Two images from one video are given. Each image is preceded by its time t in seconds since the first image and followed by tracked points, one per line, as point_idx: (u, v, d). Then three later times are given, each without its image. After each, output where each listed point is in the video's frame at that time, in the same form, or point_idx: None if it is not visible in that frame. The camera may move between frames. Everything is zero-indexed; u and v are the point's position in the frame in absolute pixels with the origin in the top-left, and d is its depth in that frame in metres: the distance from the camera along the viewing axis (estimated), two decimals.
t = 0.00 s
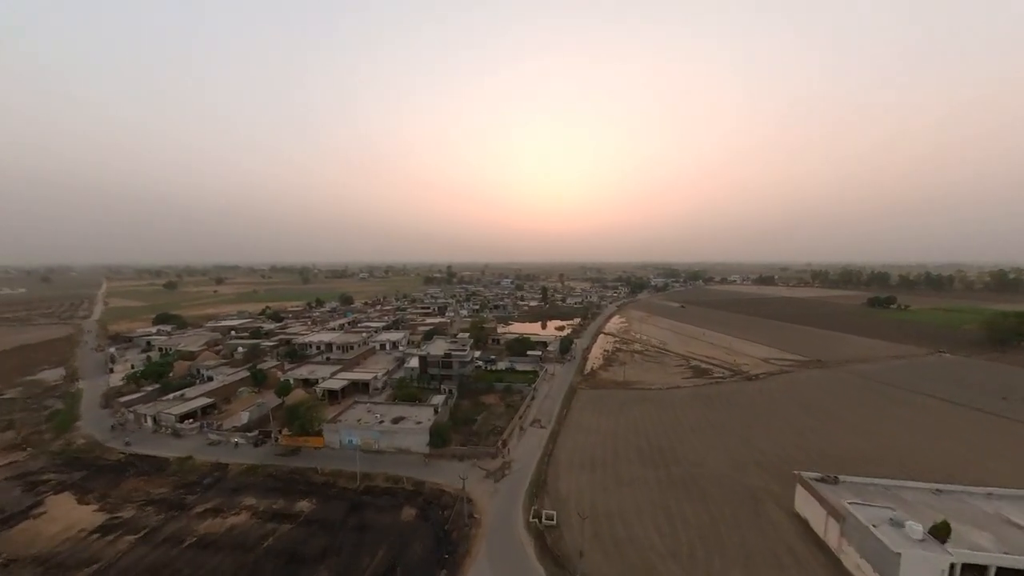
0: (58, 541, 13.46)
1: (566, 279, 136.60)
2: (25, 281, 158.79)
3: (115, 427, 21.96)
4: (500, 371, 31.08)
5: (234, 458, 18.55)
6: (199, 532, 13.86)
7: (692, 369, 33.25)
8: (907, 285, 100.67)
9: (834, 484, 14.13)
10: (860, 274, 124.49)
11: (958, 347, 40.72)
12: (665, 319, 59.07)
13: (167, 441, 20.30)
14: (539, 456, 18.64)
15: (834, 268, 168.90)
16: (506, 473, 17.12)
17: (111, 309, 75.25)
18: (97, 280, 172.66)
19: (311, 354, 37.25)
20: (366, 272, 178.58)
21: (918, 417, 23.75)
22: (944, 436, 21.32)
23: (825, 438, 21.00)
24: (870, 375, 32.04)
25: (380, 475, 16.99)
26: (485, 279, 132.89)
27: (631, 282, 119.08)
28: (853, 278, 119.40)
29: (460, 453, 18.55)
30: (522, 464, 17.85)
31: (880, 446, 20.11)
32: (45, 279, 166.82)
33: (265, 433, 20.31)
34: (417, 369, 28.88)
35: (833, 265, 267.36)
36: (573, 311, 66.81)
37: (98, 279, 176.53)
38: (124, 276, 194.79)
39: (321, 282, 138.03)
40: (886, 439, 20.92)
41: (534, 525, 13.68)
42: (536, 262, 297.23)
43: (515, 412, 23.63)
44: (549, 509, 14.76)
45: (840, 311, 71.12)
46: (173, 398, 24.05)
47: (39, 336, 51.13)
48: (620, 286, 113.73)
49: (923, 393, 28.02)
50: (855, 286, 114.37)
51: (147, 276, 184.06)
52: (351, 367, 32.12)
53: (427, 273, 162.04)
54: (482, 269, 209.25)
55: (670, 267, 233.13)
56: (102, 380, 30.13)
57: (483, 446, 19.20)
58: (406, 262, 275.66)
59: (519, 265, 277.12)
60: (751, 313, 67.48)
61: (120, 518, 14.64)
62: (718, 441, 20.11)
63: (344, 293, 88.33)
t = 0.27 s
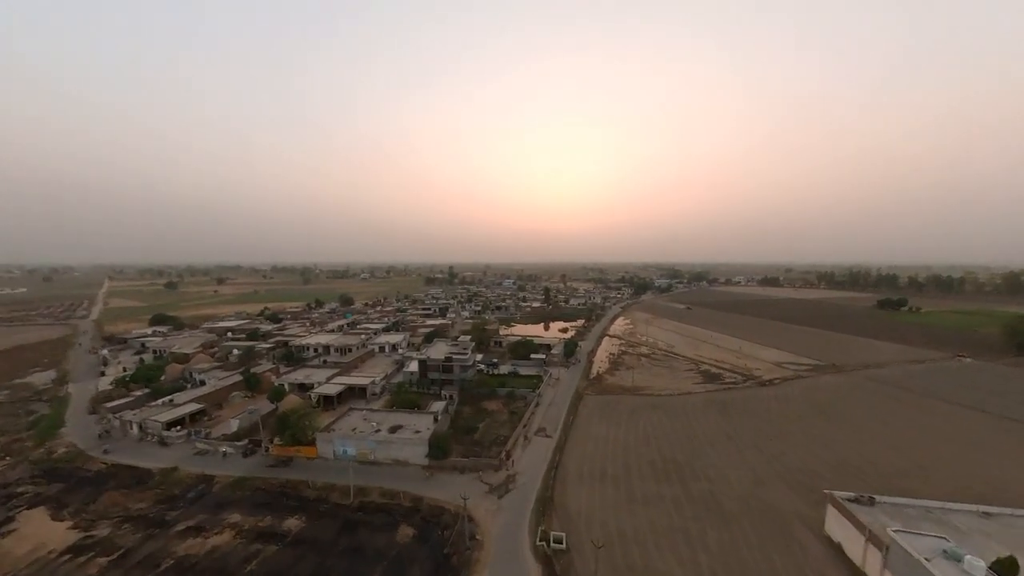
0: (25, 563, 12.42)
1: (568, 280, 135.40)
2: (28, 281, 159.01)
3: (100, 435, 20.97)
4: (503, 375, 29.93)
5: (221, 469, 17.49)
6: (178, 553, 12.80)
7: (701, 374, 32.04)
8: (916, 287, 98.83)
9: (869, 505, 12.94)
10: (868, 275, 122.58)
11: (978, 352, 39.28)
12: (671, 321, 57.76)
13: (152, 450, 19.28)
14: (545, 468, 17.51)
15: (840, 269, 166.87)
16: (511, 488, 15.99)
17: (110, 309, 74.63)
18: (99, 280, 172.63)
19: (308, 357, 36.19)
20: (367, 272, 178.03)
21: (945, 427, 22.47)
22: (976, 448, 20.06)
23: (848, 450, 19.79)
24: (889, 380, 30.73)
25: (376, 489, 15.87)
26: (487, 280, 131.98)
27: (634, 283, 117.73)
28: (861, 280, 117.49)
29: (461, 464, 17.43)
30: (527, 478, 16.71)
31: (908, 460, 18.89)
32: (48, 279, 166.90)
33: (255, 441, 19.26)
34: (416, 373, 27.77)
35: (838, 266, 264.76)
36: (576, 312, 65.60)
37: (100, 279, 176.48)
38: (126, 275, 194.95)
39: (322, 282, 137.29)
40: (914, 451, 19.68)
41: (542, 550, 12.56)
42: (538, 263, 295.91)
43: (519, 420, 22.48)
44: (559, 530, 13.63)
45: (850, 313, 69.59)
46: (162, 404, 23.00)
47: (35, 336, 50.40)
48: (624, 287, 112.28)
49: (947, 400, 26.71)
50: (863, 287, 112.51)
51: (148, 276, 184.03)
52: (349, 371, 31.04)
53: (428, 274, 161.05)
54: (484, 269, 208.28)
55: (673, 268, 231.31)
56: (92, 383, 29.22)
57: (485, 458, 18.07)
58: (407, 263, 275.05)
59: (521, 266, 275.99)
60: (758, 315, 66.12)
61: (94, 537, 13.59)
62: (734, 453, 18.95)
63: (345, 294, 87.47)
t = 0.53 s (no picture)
0: None
1: (570, 279, 134.06)
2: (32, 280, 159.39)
3: (86, 442, 20.09)
4: (506, 379, 28.82)
5: (208, 481, 16.51)
6: None
7: (712, 378, 30.78)
8: (927, 287, 96.71)
9: (913, 529, 11.65)
10: (877, 275, 120.41)
11: (1000, 355, 37.74)
12: (677, 322, 56.37)
13: (138, 458, 18.37)
14: (552, 481, 16.37)
15: (847, 269, 164.39)
16: (516, 503, 14.90)
17: (110, 308, 74.16)
18: (102, 279, 172.86)
19: (306, 359, 35.23)
20: (369, 272, 177.39)
21: (976, 437, 21.15)
22: (1012, 460, 18.75)
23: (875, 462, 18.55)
24: (910, 386, 29.37)
25: (370, 505, 14.81)
26: (489, 279, 130.93)
27: (638, 283, 116.21)
28: (870, 280, 115.27)
29: (462, 477, 16.36)
30: (533, 492, 15.61)
31: (941, 474, 17.62)
32: (52, 278, 167.37)
33: (246, 450, 18.28)
34: (416, 377, 26.69)
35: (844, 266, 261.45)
36: (580, 313, 64.33)
37: (103, 279, 176.84)
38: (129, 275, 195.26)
39: (323, 282, 136.73)
40: (947, 464, 18.40)
41: None
42: (541, 263, 294.57)
43: (523, 427, 21.38)
44: (568, 553, 12.46)
45: (861, 315, 67.93)
46: (152, 409, 22.09)
47: (32, 336, 49.82)
48: (627, 287, 110.74)
49: (974, 407, 25.36)
50: (872, 288, 110.27)
51: (151, 275, 184.38)
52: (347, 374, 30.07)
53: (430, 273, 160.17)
54: (486, 269, 207.18)
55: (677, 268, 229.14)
56: (84, 386, 28.42)
57: (488, 470, 16.99)
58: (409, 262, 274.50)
59: (523, 265, 274.68)
60: (766, 316, 64.66)
61: (68, 557, 12.67)
62: (753, 466, 17.76)
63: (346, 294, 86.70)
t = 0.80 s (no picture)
0: None
1: (573, 279, 132.87)
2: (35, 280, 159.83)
3: (69, 450, 19.16)
4: (509, 384, 27.70)
5: (193, 495, 15.49)
6: None
7: (724, 383, 29.53)
8: (938, 287, 94.91)
9: (966, 559, 10.44)
10: (885, 276, 118.55)
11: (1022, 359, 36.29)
12: (684, 324, 55.10)
13: (121, 469, 17.39)
14: (560, 497, 15.22)
15: (853, 270, 162.27)
16: (521, 523, 13.79)
17: (109, 309, 73.64)
18: (105, 279, 173.02)
19: (303, 361, 34.26)
20: (371, 272, 176.90)
21: (1010, 449, 19.87)
22: None
23: (905, 477, 17.35)
24: (932, 392, 28.05)
25: (365, 524, 13.72)
26: (491, 279, 129.98)
27: (642, 284, 114.85)
28: (878, 281, 113.40)
29: (464, 492, 15.26)
30: (540, 510, 14.49)
31: (978, 491, 16.39)
32: (55, 278, 167.61)
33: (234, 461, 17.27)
34: (415, 382, 25.61)
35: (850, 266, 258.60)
36: (584, 314, 63.16)
37: (106, 279, 177.15)
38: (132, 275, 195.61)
39: (324, 282, 136.08)
40: (982, 480, 17.18)
41: None
42: (543, 263, 293.19)
43: (528, 436, 20.25)
44: None
45: (871, 316, 66.45)
46: (139, 415, 21.10)
47: (28, 337, 49.16)
48: (631, 288, 109.41)
49: (1003, 415, 24.04)
50: (881, 289, 108.44)
51: (154, 275, 184.56)
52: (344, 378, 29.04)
53: (432, 273, 159.41)
54: (487, 269, 206.31)
55: (680, 268, 227.37)
56: (73, 389, 27.55)
57: (491, 484, 15.87)
58: (411, 262, 274.18)
59: (525, 265, 273.68)
60: (774, 318, 63.29)
61: None
62: (775, 482, 16.58)
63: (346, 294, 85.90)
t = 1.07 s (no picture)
0: None
1: (576, 280, 131.80)
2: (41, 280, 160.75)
3: (51, 460, 18.24)
4: (512, 389, 26.63)
5: (176, 511, 14.52)
6: None
7: (737, 388, 28.28)
8: (950, 287, 92.87)
9: None
10: (895, 276, 116.47)
11: None
12: (690, 325, 53.80)
13: (103, 482, 16.44)
14: (568, 516, 14.14)
15: (861, 270, 159.79)
16: (528, 545, 12.69)
17: (110, 309, 73.30)
18: (109, 279, 173.47)
19: (300, 364, 33.33)
20: (373, 272, 176.50)
21: None
22: None
23: (941, 495, 16.08)
24: (957, 398, 26.67)
25: (358, 545, 12.72)
26: (493, 279, 129.23)
27: (646, 284, 113.50)
28: (888, 281, 111.31)
29: (465, 510, 14.17)
30: (548, 530, 13.42)
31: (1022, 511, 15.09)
32: (60, 278, 168.24)
33: (222, 474, 16.28)
34: (415, 387, 24.59)
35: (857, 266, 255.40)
36: (588, 316, 61.98)
37: (110, 279, 177.82)
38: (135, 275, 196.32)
39: (327, 282, 135.73)
40: None
41: None
42: (545, 264, 291.67)
43: (533, 446, 19.17)
44: None
45: (882, 318, 64.82)
46: (126, 423, 20.18)
47: (27, 338, 48.70)
48: (635, 288, 107.99)
49: None
50: (890, 290, 106.37)
51: (157, 276, 185.04)
52: (342, 382, 28.07)
53: (434, 273, 158.65)
54: (490, 269, 205.52)
55: (684, 268, 225.36)
56: (64, 394, 26.75)
57: (495, 500, 14.81)
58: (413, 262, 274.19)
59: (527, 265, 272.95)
60: (783, 319, 61.84)
61: None
62: (800, 499, 15.42)
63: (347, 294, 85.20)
